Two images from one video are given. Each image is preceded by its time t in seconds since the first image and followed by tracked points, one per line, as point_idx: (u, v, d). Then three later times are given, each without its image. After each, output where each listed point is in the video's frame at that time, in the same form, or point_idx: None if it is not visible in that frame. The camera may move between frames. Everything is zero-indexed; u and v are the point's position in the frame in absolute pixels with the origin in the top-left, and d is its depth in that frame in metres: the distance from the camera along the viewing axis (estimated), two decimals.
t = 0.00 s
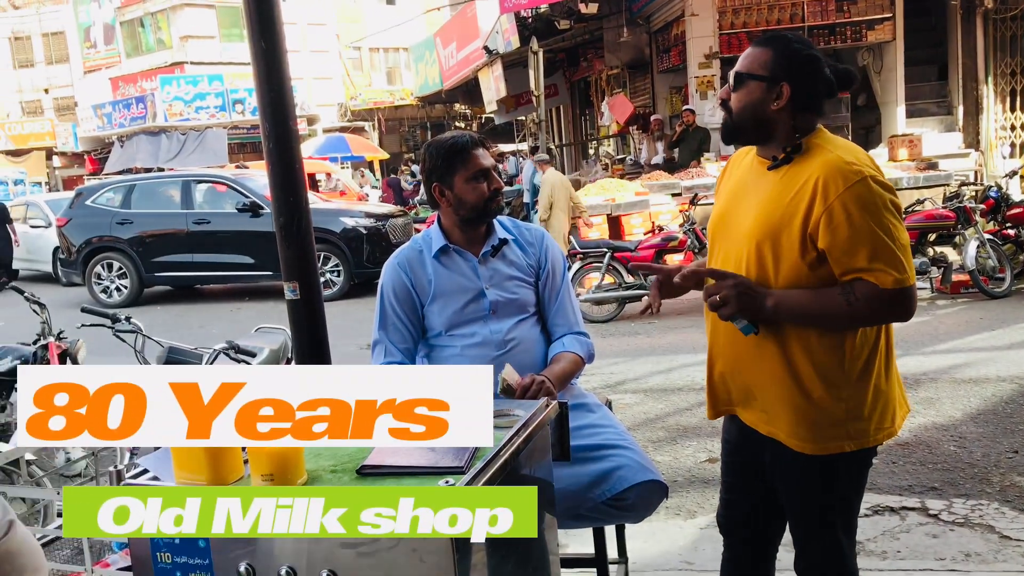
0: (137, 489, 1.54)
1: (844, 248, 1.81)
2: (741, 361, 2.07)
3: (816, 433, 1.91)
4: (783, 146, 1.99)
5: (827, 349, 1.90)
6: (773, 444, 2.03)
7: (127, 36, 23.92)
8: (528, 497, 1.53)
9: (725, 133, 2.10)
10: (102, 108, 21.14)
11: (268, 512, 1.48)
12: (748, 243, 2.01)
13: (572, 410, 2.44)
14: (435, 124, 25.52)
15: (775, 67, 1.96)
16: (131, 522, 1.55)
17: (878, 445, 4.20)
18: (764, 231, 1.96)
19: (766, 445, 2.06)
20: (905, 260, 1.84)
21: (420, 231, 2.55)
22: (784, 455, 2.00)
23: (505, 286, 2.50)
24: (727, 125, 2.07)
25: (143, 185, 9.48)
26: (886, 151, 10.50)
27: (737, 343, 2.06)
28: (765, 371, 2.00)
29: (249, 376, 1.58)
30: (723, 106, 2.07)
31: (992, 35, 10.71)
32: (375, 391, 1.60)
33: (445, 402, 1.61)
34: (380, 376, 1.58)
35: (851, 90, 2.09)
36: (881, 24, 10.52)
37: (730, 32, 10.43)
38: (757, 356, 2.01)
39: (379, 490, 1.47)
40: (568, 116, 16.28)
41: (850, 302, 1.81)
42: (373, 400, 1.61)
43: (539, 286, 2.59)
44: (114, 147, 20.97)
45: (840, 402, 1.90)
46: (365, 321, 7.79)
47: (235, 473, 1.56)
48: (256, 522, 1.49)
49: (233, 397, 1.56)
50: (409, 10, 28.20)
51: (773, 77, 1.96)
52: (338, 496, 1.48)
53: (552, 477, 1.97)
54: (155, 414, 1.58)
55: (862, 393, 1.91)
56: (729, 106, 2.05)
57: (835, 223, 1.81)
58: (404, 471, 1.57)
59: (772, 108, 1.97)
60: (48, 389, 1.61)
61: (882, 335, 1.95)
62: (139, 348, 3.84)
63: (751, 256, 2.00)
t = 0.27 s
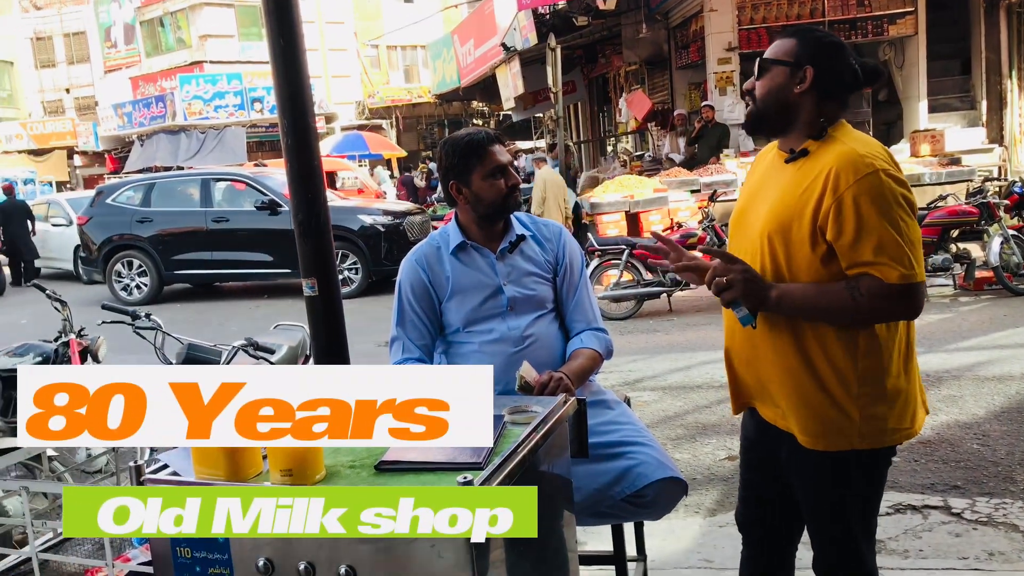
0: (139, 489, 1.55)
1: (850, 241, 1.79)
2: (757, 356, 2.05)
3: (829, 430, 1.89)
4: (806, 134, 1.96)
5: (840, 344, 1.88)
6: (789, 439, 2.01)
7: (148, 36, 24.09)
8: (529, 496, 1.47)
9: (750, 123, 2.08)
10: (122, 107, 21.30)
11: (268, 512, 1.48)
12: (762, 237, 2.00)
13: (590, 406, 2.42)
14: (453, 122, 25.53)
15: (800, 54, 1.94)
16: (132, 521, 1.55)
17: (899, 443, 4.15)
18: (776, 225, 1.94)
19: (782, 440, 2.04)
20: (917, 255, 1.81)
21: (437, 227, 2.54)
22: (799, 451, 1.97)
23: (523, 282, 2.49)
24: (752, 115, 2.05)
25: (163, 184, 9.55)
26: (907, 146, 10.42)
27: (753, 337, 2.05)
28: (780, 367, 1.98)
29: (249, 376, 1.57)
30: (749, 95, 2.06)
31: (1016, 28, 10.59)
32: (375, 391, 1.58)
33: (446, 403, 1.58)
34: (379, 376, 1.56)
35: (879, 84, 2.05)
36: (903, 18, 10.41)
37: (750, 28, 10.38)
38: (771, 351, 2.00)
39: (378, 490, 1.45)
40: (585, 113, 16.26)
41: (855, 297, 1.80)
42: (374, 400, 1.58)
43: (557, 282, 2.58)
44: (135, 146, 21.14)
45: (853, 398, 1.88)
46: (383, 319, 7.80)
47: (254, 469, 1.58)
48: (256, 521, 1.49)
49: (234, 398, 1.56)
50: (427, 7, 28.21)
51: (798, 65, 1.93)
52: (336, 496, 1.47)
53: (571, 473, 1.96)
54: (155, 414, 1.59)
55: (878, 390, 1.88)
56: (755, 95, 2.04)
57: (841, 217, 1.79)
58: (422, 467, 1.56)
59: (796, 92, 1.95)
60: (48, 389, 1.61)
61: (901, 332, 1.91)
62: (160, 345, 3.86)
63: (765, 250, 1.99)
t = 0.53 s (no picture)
0: (138, 489, 1.54)
1: (837, 232, 1.79)
2: (755, 350, 2.05)
3: (825, 422, 1.88)
4: (803, 125, 1.95)
5: (835, 335, 1.87)
6: (787, 430, 2.00)
7: (150, 30, 24.06)
8: (528, 496, 1.45)
9: (752, 118, 2.08)
10: (125, 102, 21.29)
11: (268, 512, 1.48)
12: (756, 230, 2.00)
13: (593, 399, 2.41)
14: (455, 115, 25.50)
15: (795, 45, 1.93)
16: (132, 521, 1.55)
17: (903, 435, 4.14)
18: (769, 218, 1.94)
19: (781, 431, 2.03)
20: (909, 241, 1.79)
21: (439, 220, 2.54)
22: (799, 441, 1.97)
23: (525, 275, 2.48)
24: (755, 110, 2.05)
25: (166, 179, 9.55)
26: (912, 137, 10.39)
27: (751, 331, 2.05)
28: (778, 360, 1.98)
29: (249, 376, 1.57)
30: (750, 91, 2.05)
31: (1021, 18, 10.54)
32: (375, 391, 1.58)
33: (445, 402, 1.57)
34: (379, 376, 1.57)
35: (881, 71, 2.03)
36: (907, 9, 10.36)
37: (754, 19, 10.30)
38: (769, 344, 1.99)
39: (378, 490, 1.42)
40: (588, 106, 16.23)
41: (843, 288, 1.79)
42: (374, 400, 1.58)
43: (559, 275, 2.57)
44: (138, 141, 21.15)
45: (849, 389, 1.87)
46: (386, 313, 7.80)
47: (255, 464, 1.57)
48: (256, 522, 1.49)
49: (234, 398, 1.56)
50: None
51: (793, 58, 1.92)
52: (337, 495, 1.45)
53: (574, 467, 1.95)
54: (154, 414, 1.59)
55: (877, 380, 1.86)
56: (755, 91, 2.03)
57: (828, 208, 1.78)
58: (425, 460, 1.56)
59: (789, 84, 1.93)
60: (48, 389, 1.61)
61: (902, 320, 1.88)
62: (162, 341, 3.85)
63: (759, 242, 1.99)
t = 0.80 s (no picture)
0: (138, 489, 1.54)
1: (820, 223, 1.80)
2: (752, 342, 2.07)
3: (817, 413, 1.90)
4: (792, 122, 1.96)
5: (827, 327, 1.88)
6: (791, 424, 2.01)
7: (144, 27, 24.00)
8: (528, 497, 1.47)
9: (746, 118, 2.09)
10: (120, 99, 21.24)
11: (268, 512, 1.49)
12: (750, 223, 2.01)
13: (589, 394, 2.42)
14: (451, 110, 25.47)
15: (778, 43, 1.94)
16: (131, 521, 1.55)
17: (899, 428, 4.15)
18: (760, 211, 1.95)
19: (785, 425, 2.04)
20: (892, 232, 1.79)
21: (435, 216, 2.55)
22: (802, 436, 1.98)
23: (522, 270, 2.49)
24: (747, 109, 2.06)
25: (162, 176, 9.54)
26: (907, 131, 10.40)
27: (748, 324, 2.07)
28: (773, 352, 2.00)
29: (249, 376, 1.58)
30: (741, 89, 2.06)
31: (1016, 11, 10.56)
32: (375, 391, 1.57)
33: (445, 402, 1.56)
34: (380, 376, 1.56)
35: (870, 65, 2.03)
36: (902, 3, 10.36)
37: (749, 12, 10.34)
38: (765, 336, 2.01)
39: (378, 491, 1.43)
40: (584, 100, 16.22)
41: (822, 279, 1.81)
42: (374, 400, 1.57)
43: (555, 270, 2.57)
44: (133, 138, 21.11)
45: (843, 379, 1.87)
46: (383, 309, 7.80)
47: (252, 460, 1.59)
48: (256, 522, 1.49)
49: (234, 398, 1.57)
50: None
51: (778, 56, 1.93)
52: (337, 495, 1.46)
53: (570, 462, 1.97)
54: (154, 413, 1.60)
55: (870, 369, 1.86)
56: (746, 90, 2.04)
57: (810, 199, 1.80)
58: (423, 455, 1.57)
59: (775, 82, 1.95)
60: (48, 389, 1.62)
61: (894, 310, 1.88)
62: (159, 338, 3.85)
63: (752, 236, 2.00)
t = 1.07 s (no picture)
0: (137, 490, 1.53)
1: (815, 226, 1.81)
2: (746, 345, 2.07)
3: (812, 415, 1.90)
4: (781, 123, 1.96)
5: (822, 329, 1.88)
6: (786, 425, 2.01)
7: (134, 25, 23.91)
8: (528, 497, 1.48)
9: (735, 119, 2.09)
10: (109, 98, 21.14)
11: (268, 512, 1.48)
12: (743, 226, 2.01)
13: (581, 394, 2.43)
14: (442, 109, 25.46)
15: (767, 46, 1.94)
16: (131, 521, 1.54)
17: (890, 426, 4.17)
18: (753, 215, 1.95)
19: (780, 425, 2.04)
20: (886, 235, 1.80)
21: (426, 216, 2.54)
22: (797, 436, 1.98)
23: (513, 271, 2.49)
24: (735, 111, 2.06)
25: (152, 175, 9.50)
26: (897, 129, 10.44)
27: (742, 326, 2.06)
28: (767, 354, 2.00)
29: (249, 376, 1.57)
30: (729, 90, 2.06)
31: (1005, 10, 10.61)
32: (375, 391, 1.57)
33: (445, 402, 1.56)
34: (380, 376, 1.56)
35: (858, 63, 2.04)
36: (892, 2, 10.39)
37: (739, 12, 10.36)
38: (759, 337, 2.01)
39: (378, 490, 1.44)
40: (576, 99, 16.23)
41: (817, 283, 1.81)
42: (374, 400, 1.57)
43: (547, 270, 2.57)
44: (123, 137, 21.02)
45: (838, 381, 1.88)
46: (374, 308, 7.79)
47: (244, 462, 1.58)
48: (256, 522, 1.48)
49: (234, 398, 1.56)
50: None
51: (767, 56, 1.93)
52: (337, 496, 1.46)
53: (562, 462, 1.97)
54: (154, 414, 1.58)
55: (864, 371, 1.87)
56: (735, 92, 2.05)
57: (803, 203, 1.81)
58: (414, 457, 1.57)
59: (764, 84, 1.95)
60: (48, 389, 1.61)
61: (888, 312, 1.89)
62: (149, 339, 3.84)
63: (746, 239, 2.00)
